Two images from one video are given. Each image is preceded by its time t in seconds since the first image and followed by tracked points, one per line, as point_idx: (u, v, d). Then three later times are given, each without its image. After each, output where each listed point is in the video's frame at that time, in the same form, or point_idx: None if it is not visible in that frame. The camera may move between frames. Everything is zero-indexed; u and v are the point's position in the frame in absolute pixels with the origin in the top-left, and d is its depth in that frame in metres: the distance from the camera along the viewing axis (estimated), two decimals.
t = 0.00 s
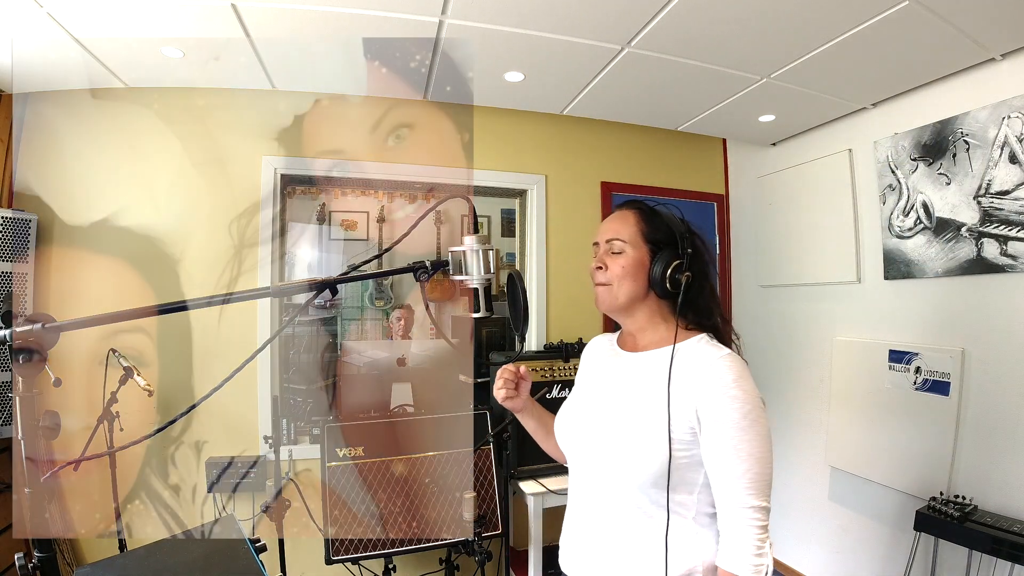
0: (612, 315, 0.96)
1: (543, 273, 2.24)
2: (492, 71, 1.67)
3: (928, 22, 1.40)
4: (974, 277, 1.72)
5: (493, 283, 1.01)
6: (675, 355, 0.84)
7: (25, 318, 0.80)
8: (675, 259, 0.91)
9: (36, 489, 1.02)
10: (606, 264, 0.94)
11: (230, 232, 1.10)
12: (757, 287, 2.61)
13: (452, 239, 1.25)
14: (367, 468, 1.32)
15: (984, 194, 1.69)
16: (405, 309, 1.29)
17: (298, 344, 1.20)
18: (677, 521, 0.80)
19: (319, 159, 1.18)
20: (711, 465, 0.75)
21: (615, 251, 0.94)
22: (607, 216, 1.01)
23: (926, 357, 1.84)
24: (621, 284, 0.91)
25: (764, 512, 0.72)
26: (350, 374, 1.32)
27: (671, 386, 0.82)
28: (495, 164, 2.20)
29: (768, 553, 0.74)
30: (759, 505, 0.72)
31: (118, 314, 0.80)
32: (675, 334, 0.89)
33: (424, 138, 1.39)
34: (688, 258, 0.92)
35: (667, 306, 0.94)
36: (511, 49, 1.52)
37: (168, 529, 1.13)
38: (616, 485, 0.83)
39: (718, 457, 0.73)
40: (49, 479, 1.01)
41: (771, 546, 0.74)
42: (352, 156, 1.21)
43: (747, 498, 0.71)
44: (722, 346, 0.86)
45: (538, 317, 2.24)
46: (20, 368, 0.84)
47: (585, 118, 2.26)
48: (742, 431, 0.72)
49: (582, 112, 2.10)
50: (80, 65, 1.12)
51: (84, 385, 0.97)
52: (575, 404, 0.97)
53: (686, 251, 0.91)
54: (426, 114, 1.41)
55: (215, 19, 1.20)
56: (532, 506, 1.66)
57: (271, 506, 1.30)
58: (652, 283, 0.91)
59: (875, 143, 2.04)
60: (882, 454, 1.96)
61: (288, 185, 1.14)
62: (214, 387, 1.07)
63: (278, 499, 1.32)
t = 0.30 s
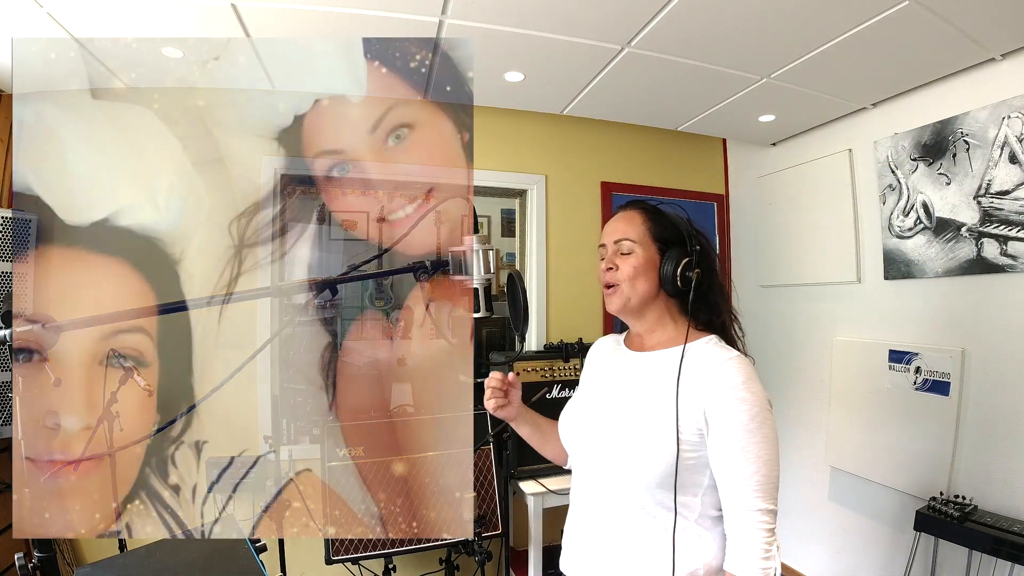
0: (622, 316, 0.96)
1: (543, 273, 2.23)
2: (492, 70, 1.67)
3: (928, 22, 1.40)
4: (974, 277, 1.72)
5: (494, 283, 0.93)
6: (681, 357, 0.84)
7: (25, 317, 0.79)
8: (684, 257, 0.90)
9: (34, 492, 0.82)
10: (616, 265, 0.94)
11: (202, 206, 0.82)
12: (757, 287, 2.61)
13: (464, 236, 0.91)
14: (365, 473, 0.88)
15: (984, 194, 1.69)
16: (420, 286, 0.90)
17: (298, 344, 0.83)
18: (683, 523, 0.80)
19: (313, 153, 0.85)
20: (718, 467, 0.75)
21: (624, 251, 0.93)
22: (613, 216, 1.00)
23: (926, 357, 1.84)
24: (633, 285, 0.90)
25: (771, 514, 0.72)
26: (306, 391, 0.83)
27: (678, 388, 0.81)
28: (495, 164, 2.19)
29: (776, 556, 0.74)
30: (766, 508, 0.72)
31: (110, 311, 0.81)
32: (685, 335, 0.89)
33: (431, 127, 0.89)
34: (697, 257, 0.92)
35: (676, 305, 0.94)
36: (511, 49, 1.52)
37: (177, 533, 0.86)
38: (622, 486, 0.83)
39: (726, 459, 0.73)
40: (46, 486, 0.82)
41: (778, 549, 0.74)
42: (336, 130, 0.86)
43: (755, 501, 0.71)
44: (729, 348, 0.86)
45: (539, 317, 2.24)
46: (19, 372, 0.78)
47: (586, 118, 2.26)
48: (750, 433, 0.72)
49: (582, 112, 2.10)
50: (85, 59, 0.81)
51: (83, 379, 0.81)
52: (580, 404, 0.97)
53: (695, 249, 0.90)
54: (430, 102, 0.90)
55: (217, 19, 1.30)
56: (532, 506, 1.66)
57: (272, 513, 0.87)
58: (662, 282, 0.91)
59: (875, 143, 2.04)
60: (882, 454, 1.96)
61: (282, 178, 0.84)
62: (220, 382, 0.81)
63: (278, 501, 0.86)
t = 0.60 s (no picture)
0: (617, 312, 0.97)
1: (543, 273, 2.24)
2: (492, 70, 1.68)
3: (928, 22, 1.40)
4: (974, 277, 1.72)
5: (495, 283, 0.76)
6: (679, 358, 0.84)
7: (25, 317, 0.72)
8: (679, 255, 0.90)
9: (31, 495, 0.73)
10: (610, 260, 0.96)
11: (198, 200, 0.74)
12: (757, 287, 2.62)
13: (465, 235, 0.74)
14: (362, 475, 0.75)
15: (984, 194, 1.69)
16: (420, 286, 0.75)
17: (295, 351, 0.75)
18: (679, 525, 0.80)
19: (312, 152, 0.74)
20: (716, 469, 0.76)
21: (619, 246, 0.95)
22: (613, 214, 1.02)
23: (927, 357, 1.84)
24: (626, 279, 0.92)
25: (766, 518, 0.72)
26: (291, 400, 0.74)
27: (675, 389, 0.81)
28: (495, 164, 2.20)
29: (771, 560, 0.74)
30: (762, 512, 0.72)
31: (105, 310, 0.73)
32: (679, 334, 0.89)
33: (432, 129, 0.72)
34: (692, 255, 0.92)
35: (672, 304, 0.94)
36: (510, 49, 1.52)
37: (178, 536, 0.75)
38: (618, 487, 0.83)
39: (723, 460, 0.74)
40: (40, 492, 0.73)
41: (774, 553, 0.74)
42: (331, 129, 0.73)
43: (750, 504, 0.71)
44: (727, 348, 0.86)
45: (538, 317, 2.24)
46: (19, 372, 0.71)
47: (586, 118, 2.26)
48: (747, 435, 0.72)
49: (582, 112, 2.10)
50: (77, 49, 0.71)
51: (82, 380, 0.73)
52: (579, 405, 0.97)
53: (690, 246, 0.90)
54: (429, 101, 0.72)
55: (216, 19, 1.32)
56: (532, 506, 1.66)
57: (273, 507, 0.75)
58: (656, 279, 0.92)
59: (875, 143, 2.04)
60: (881, 454, 1.96)
61: (282, 176, 0.74)
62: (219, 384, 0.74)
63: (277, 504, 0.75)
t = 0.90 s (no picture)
0: (616, 312, 0.97)
1: (543, 273, 2.24)
2: (492, 70, 1.68)
3: (928, 22, 1.40)
4: (974, 277, 1.72)
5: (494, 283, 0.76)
6: (678, 357, 0.84)
7: (24, 317, 0.72)
8: (678, 254, 0.91)
9: (31, 495, 0.73)
10: (609, 259, 0.96)
11: (198, 200, 0.74)
12: (757, 287, 2.62)
13: (467, 235, 0.74)
14: (362, 474, 0.75)
15: (984, 194, 1.69)
16: (420, 286, 0.75)
17: (295, 350, 0.75)
18: (676, 524, 0.80)
19: (312, 152, 0.74)
20: (713, 468, 0.75)
21: (617, 244, 0.95)
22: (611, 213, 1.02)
23: (927, 357, 1.84)
24: (625, 278, 0.92)
25: (764, 519, 0.72)
26: (290, 399, 0.74)
27: (674, 388, 0.81)
28: (495, 164, 2.20)
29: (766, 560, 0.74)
30: (759, 512, 0.71)
31: (105, 311, 0.73)
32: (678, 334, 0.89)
33: (433, 129, 0.72)
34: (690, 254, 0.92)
35: (670, 303, 0.94)
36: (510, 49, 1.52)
37: (178, 535, 0.75)
38: (617, 486, 0.83)
39: (722, 460, 0.73)
40: (40, 492, 0.73)
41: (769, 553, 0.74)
42: (332, 129, 0.73)
43: (748, 504, 0.71)
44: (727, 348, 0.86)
45: (538, 317, 2.24)
46: (19, 372, 0.71)
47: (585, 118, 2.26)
48: (746, 435, 0.72)
49: (582, 112, 2.10)
50: (77, 49, 0.71)
51: (82, 380, 0.73)
52: (578, 403, 0.97)
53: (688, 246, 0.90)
54: (431, 100, 0.72)
55: (216, 19, 1.32)
56: (532, 506, 1.66)
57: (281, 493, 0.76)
58: (655, 279, 0.92)
59: (875, 143, 2.04)
60: (881, 454, 1.97)
61: (282, 176, 0.74)
62: (218, 385, 0.74)
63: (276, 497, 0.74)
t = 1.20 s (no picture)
0: (615, 313, 0.97)
1: (543, 273, 2.24)
2: (492, 70, 1.68)
3: (928, 22, 1.40)
4: (974, 277, 1.72)
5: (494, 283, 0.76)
6: (677, 356, 0.84)
7: (24, 317, 0.72)
8: (675, 254, 0.91)
9: (31, 495, 0.73)
10: (607, 261, 0.96)
11: (198, 200, 0.74)
12: (757, 287, 2.62)
13: (467, 235, 0.74)
14: (361, 474, 0.75)
15: (984, 194, 1.69)
16: (420, 286, 0.75)
17: (296, 350, 0.75)
18: (675, 522, 0.80)
19: (312, 152, 0.74)
20: (713, 467, 0.75)
21: (614, 246, 0.96)
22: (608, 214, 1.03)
23: (927, 357, 1.84)
24: (623, 279, 0.92)
25: (763, 517, 0.72)
26: (291, 398, 0.74)
27: (673, 387, 0.81)
28: (495, 164, 2.20)
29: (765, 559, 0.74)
30: (759, 510, 0.71)
31: (104, 311, 0.73)
32: (677, 333, 0.89)
33: (433, 129, 0.72)
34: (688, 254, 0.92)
35: (669, 303, 0.94)
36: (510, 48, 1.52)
37: (178, 535, 0.75)
38: (616, 485, 0.83)
39: (721, 459, 0.73)
40: (40, 492, 0.73)
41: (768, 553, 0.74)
42: (332, 130, 0.73)
43: (748, 503, 0.71)
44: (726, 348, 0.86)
45: (538, 317, 2.24)
46: (19, 372, 0.71)
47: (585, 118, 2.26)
48: (745, 433, 0.72)
49: (582, 112, 2.10)
50: (77, 49, 0.71)
51: (81, 380, 0.73)
52: (578, 402, 0.97)
53: (686, 246, 0.90)
54: (432, 100, 0.72)
55: (216, 19, 1.32)
56: (532, 506, 1.66)
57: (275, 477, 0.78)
58: (653, 279, 0.92)
59: (875, 143, 2.04)
60: (882, 454, 1.96)
61: (282, 176, 0.74)
62: (218, 384, 0.74)
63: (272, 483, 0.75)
